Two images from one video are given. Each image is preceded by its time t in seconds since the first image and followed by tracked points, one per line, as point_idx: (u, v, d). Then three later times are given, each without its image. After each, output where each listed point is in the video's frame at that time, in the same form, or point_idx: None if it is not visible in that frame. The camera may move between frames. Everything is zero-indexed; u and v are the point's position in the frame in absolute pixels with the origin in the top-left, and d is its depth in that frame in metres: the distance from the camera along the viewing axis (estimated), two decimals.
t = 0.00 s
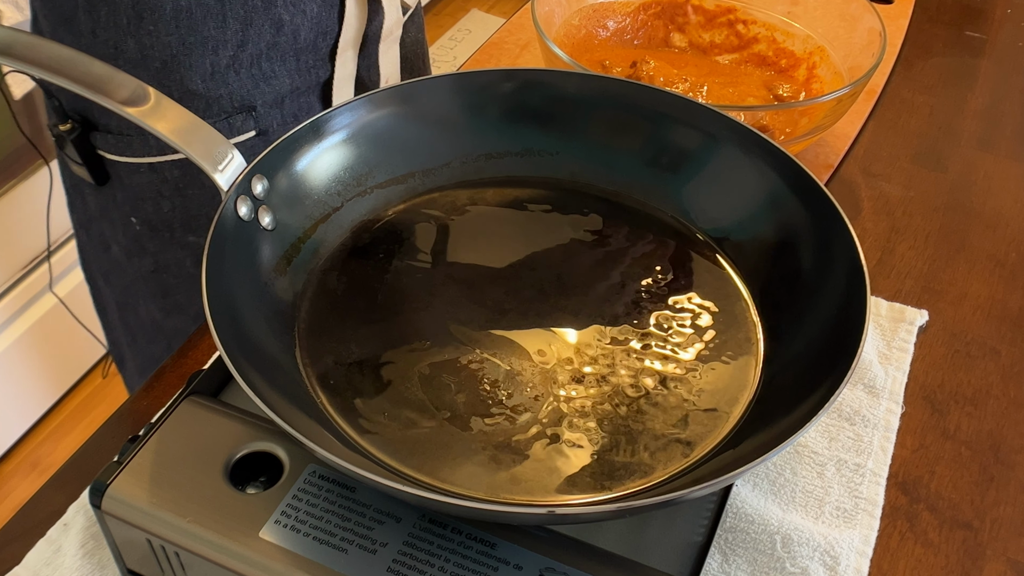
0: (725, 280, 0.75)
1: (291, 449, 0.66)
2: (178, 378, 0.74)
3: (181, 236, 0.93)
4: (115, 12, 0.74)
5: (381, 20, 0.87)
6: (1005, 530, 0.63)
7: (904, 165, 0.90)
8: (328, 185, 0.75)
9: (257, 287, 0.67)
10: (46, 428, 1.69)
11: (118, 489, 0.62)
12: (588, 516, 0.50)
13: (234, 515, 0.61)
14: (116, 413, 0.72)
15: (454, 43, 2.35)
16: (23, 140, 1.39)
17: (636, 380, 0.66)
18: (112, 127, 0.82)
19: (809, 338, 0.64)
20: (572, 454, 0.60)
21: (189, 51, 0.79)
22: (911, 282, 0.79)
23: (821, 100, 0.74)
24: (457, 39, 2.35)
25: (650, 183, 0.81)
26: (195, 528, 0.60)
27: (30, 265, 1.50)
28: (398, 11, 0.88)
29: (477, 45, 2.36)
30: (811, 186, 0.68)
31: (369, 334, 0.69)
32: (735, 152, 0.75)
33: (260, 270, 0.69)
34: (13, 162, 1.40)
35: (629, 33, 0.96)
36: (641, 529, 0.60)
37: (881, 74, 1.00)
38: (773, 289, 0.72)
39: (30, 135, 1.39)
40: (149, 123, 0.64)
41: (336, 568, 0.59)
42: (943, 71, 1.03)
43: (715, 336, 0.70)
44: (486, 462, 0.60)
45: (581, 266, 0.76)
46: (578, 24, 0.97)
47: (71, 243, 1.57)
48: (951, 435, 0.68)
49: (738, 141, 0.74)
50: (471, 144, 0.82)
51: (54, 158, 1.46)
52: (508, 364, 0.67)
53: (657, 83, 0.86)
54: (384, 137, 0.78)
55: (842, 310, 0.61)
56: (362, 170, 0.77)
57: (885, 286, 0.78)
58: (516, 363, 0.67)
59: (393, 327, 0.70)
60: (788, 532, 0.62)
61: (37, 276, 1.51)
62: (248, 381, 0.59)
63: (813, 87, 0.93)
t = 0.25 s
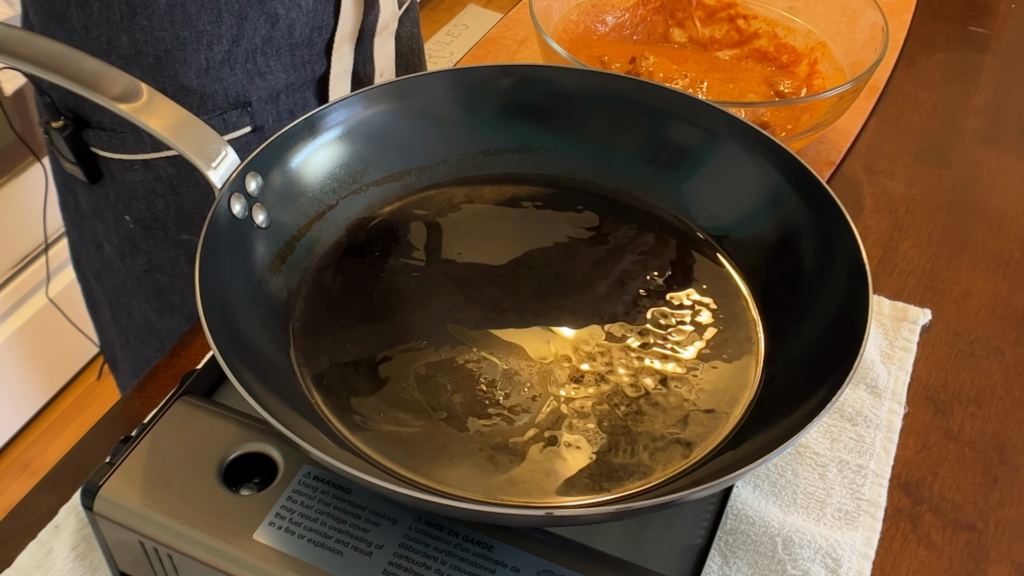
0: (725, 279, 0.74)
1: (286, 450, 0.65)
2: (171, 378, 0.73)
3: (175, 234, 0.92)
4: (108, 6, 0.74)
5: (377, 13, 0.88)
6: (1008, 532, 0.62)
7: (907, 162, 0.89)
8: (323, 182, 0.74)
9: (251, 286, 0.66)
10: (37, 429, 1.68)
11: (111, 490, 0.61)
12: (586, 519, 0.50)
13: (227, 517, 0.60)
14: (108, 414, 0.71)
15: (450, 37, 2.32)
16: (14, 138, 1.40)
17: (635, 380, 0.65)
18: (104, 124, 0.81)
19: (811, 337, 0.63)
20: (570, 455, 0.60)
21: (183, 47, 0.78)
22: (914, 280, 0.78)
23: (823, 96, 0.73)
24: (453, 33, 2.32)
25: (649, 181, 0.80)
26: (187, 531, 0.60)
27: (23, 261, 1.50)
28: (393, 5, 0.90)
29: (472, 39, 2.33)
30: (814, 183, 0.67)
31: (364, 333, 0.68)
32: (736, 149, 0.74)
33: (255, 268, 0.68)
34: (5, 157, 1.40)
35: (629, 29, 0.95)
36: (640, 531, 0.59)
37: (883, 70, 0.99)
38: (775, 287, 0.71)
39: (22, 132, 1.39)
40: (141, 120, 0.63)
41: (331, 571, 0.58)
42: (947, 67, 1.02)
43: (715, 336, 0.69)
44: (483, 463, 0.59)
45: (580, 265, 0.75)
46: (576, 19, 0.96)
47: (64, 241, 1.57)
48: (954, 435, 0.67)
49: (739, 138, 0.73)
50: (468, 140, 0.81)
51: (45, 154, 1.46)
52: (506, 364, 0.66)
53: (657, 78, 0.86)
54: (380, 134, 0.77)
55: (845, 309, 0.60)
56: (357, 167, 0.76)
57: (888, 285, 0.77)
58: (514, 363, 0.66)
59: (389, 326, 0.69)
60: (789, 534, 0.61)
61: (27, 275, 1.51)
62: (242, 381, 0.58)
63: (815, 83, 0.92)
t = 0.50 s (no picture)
0: (725, 277, 0.73)
1: (280, 450, 0.64)
2: (164, 378, 0.72)
3: (168, 231, 0.91)
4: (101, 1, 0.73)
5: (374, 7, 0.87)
6: (1013, 534, 0.61)
7: (909, 159, 0.88)
8: (318, 180, 0.73)
9: (244, 284, 0.65)
10: (27, 430, 1.68)
11: (102, 491, 0.61)
12: (585, 521, 0.49)
13: (220, 518, 0.59)
14: (100, 414, 0.70)
15: (447, 33, 2.28)
16: (4, 136, 1.30)
17: (634, 380, 0.64)
18: (97, 120, 0.81)
19: (813, 337, 0.62)
20: (569, 455, 0.59)
21: (177, 42, 0.77)
22: (917, 279, 0.77)
23: (825, 92, 0.72)
24: (450, 28, 2.28)
25: (648, 178, 0.79)
26: (180, 532, 0.59)
27: (11, 263, 1.48)
28: None
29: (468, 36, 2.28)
30: (816, 180, 0.66)
31: (360, 332, 0.68)
32: (737, 145, 0.73)
33: (249, 267, 0.67)
34: None
35: (627, 24, 0.95)
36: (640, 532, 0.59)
37: (887, 65, 0.98)
38: (776, 286, 0.70)
39: (12, 130, 1.30)
40: (134, 117, 0.62)
41: (326, 573, 0.58)
42: (950, 63, 1.01)
43: (716, 335, 0.68)
44: (480, 464, 0.58)
45: (578, 263, 0.74)
46: (575, 14, 0.95)
47: (54, 239, 1.55)
48: (957, 436, 0.66)
49: (740, 135, 0.72)
50: (465, 137, 0.80)
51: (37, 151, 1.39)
52: (503, 364, 0.65)
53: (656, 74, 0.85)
54: (376, 130, 0.76)
55: (847, 308, 0.59)
56: (353, 164, 0.75)
57: (890, 283, 0.77)
58: (511, 363, 0.65)
59: (385, 325, 0.68)
60: (790, 536, 0.60)
61: (17, 273, 1.50)
62: (235, 381, 0.57)
63: (816, 79, 0.92)
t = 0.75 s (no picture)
0: (726, 276, 0.72)
1: (274, 451, 0.63)
2: (156, 378, 0.71)
3: (159, 229, 0.90)
4: None
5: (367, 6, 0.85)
6: (1018, 536, 0.60)
7: (912, 156, 0.87)
8: (313, 177, 0.72)
9: (238, 283, 0.65)
10: (18, 430, 1.67)
11: (94, 493, 0.60)
12: (583, 522, 0.48)
13: (213, 520, 0.58)
14: (92, 414, 0.69)
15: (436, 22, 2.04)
16: None
17: (634, 380, 0.63)
18: (88, 115, 0.80)
19: (815, 336, 0.61)
20: (567, 457, 0.58)
21: (168, 36, 0.77)
22: (920, 277, 0.76)
23: (826, 88, 0.72)
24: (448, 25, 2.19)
25: (647, 175, 0.78)
26: (172, 535, 0.58)
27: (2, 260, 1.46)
28: None
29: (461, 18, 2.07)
30: (817, 178, 0.65)
31: (355, 331, 0.67)
32: (737, 142, 0.72)
33: (242, 265, 0.66)
34: None
35: (627, 19, 0.93)
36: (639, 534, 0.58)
37: (889, 61, 0.97)
38: (777, 284, 0.69)
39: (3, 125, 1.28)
40: (126, 113, 0.61)
41: None
42: (953, 58, 1.01)
43: (716, 334, 0.67)
44: (477, 465, 0.57)
45: (576, 261, 0.73)
46: (573, 9, 0.93)
47: (47, 236, 1.53)
48: (961, 437, 0.66)
49: (741, 131, 0.71)
50: (462, 134, 0.79)
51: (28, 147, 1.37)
52: (500, 364, 0.64)
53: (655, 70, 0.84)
54: (371, 127, 0.75)
55: (849, 307, 0.58)
56: (348, 161, 0.74)
57: (893, 282, 0.76)
58: (509, 363, 0.64)
59: (381, 324, 0.67)
60: (792, 538, 0.59)
61: (8, 271, 1.48)
62: (229, 381, 0.56)
63: (818, 74, 0.91)
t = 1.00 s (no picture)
0: (726, 274, 0.71)
1: (268, 452, 0.62)
2: (148, 377, 0.70)
3: (152, 225, 0.89)
4: None
5: None
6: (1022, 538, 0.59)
7: (914, 153, 0.86)
8: (307, 174, 0.72)
9: (231, 282, 0.64)
10: (9, 430, 1.66)
11: (86, 494, 0.59)
12: (581, 524, 0.47)
13: (206, 522, 0.58)
14: (84, 414, 0.68)
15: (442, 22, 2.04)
16: None
17: (633, 380, 0.63)
18: (80, 111, 0.79)
19: (816, 335, 0.60)
20: (565, 458, 0.57)
21: (161, 31, 0.76)
22: (924, 276, 0.75)
23: (828, 83, 0.71)
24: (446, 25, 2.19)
25: (646, 172, 0.77)
26: (164, 537, 0.57)
27: None
28: None
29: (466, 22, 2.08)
30: (819, 175, 0.64)
31: (350, 330, 0.66)
32: (737, 138, 0.71)
33: (235, 263, 0.65)
34: None
35: (625, 13, 0.93)
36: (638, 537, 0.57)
37: (891, 56, 0.96)
38: (778, 283, 0.68)
39: None
40: (119, 110, 0.60)
41: None
42: (956, 54, 1.00)
43: (716, 333, 0.67)
44: (474, 467, 0.56)
45: (574, 259, 0.72)
46: (572, 3, 0.93)
47: (39, 233, 1.52)
48: (964, 437, 0.65)
49: (742, 128, 0.70)
50: (458, 130, 0.78)
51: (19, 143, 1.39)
52: (498, 363, 0.63)
53: (655, 65, 0.83)
54: (367, 123, 0.74)
55: (851, 305, 0.58)
56: (343, 158, 0.74)
57: (896, 281, 0.75)
58: (506, 363, 0.63)
59: (376, 323, 0.66)
60: (793, 540, 0.59)
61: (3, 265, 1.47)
62: (222, 381, 0.55)
63: (820, 70, 0.90)
